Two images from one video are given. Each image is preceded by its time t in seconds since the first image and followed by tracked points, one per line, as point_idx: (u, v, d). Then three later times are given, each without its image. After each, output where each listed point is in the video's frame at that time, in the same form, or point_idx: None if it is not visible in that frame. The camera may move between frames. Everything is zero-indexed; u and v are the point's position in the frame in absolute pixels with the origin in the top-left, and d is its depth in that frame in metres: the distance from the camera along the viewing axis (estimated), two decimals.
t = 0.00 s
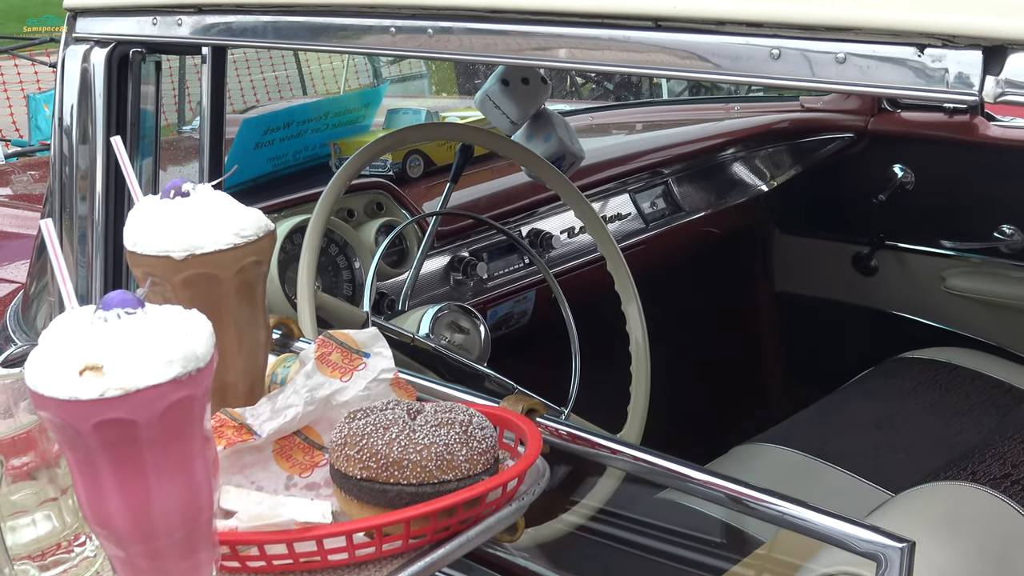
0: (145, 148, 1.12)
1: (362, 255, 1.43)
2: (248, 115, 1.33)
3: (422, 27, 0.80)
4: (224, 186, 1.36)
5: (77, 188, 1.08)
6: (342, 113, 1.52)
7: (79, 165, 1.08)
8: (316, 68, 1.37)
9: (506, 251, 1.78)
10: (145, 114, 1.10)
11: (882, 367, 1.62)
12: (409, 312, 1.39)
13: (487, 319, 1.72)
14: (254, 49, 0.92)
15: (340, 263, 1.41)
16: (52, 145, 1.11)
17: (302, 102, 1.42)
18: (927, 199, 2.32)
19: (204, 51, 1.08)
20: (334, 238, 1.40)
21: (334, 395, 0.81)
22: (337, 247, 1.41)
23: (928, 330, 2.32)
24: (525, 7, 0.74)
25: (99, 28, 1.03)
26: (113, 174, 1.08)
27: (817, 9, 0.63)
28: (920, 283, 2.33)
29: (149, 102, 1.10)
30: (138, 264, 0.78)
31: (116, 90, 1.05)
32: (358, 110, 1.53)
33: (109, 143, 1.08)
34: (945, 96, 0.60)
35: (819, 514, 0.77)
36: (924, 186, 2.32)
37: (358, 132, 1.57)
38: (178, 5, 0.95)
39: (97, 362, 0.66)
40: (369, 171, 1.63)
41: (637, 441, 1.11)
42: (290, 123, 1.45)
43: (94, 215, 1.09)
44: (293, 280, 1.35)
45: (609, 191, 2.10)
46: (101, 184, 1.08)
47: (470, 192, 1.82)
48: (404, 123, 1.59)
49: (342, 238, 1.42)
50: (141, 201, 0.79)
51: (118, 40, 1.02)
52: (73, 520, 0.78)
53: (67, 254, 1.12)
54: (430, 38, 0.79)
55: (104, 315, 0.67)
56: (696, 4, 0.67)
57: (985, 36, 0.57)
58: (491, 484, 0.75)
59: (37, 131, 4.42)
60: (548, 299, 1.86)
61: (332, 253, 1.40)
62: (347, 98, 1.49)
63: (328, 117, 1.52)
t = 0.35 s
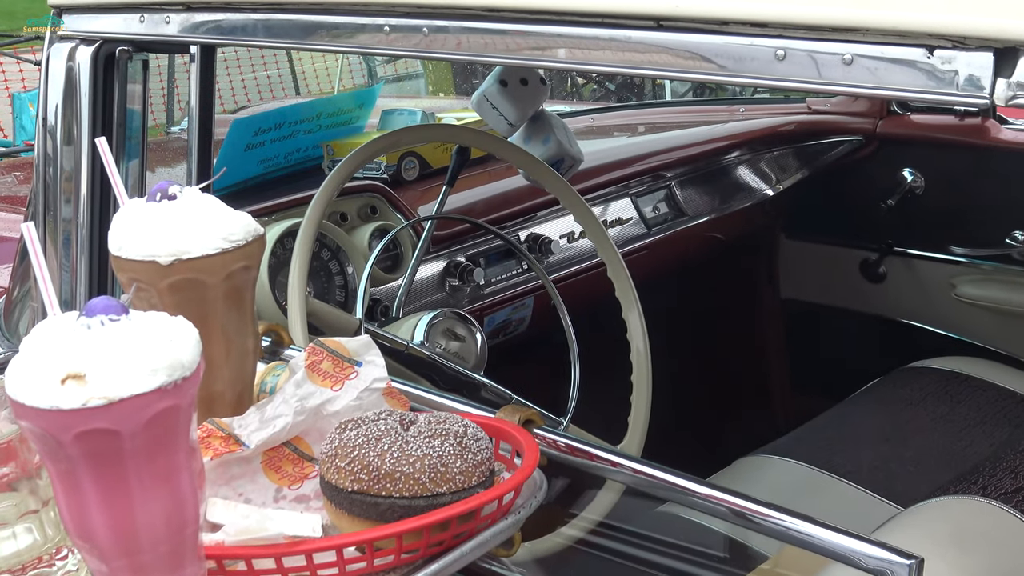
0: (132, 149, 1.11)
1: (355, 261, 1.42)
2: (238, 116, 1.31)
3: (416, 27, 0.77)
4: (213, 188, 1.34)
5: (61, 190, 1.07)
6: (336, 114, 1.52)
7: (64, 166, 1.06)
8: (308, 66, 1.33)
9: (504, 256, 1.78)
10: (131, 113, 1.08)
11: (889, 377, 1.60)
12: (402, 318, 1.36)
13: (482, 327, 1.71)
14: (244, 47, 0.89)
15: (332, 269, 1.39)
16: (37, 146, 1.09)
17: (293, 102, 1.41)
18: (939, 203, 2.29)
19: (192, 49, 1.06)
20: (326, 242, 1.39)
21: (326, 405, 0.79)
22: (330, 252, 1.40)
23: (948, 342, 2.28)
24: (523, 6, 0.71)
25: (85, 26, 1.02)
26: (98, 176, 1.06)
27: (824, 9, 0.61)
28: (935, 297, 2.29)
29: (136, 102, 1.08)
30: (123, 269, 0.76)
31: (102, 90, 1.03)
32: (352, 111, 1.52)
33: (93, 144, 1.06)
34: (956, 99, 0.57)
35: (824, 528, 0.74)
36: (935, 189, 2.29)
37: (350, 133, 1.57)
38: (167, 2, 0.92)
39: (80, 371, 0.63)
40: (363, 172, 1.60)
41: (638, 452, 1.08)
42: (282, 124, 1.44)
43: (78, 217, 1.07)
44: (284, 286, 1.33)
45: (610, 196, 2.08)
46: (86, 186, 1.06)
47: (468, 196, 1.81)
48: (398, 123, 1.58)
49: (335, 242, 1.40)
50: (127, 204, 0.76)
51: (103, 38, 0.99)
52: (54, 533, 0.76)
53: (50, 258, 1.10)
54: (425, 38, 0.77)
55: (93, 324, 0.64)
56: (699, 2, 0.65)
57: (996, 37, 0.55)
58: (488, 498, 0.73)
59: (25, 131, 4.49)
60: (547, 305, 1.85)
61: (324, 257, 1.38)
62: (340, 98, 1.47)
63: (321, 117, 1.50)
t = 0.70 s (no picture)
0: (122, 147, 1.08)
1: (351, 262, 1.39)
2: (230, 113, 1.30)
3: (415, 21, 0.75)
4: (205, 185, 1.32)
5: (49, 188, 1.05)
6: (331, 111, 1.47)
7: (53, 164, 1.04)
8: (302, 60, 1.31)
9: (506, 256, 1.75)
10: (122, 109, 1.06)
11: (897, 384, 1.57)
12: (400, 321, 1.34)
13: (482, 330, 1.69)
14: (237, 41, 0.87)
15: (327, 270, 1.37)
16: (24, 143, 1.06)
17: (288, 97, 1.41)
18: (952, 204, 2.27)
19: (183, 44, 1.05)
20: (322, 243, 1.36)
21: (322, 412, 0.77)
22: (325, 253, 1.37)
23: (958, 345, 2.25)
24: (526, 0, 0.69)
25: (75, 18, 0.99)
26: (88, 173, 1.04)
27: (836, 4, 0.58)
28: (944, 302, 2.26)
29: (126, 98, 1.07)
30: (113, 270, 0.73)
31: (91, 85, 1.01)
32: (349, 108, 1.50)
33: (83, 142, 1.03)
34: (971, 98, 0.55)
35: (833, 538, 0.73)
36: (948, 190, 2.27)
37: (348, 130, 1.53)
38: None
39: (68, 376, 0.61)
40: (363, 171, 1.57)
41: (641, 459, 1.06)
42: (276, 121, 1.40)
43: (67, 216, 1.05)
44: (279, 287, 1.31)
45: (613, 195, 2.06)
46: (74, 184, 1.04)
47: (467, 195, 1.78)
48: (396, 121, 1.59)
49: (330, 242, 1.38)
50: (117, 203, 0.74)
51: (94, 32, 0.98)
52: (42, 542, 0.74)
53: (37, 257, 1.08)
54: (424, 33, 0.75)
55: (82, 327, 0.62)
56: None
57: (1012, 33, 0.53)
58: (489, 506, 0.70)
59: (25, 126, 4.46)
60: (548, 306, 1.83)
61: (319, 258, 1.36)
62: (338, 94, 1.48)
63: (316, 115, 1.46)
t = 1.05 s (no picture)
0: (112, 145, 1.08)
1: (346, 263, 1.38)
2: (222, 109, 1.29)
3: (413, 17, 0.73)
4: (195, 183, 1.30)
5: (37, 187, 1.03)
6: (326, 108, 1.46)
7: (39, 162, 1.02)
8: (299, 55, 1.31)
9: (506, 258, 1.74)
10: (111, 106, 1.05)
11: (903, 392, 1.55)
12: (396, 324, 1.33)
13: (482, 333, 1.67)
14: (230, 36, 0.85)
15: (322, 271, 1.36)
16: (11, 140, 1.04)
17: (281, 95, 1.38)
18: (962, 205, 2.26)
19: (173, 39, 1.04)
20: (316, 244, 1.35)
21: (316, 417, 0.75)
22: (320, 253, 1.36)
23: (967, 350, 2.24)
24: None
25: (64, 12, 0.98)
26: (76, 172, 1.03)
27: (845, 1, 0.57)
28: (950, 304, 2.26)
29: (116, 94, 1.06)
30: (102, 272, 0.72)
31: (80, 80, 1.00)
32: (344, 105, 1.48)
33: (71, 140, 1.02)
34: (984, 98, 0.53)
35: (837, 550, 0.72)
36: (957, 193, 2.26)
37: (343, 128, 1.51)
38: None
39: (56, 381, 0.59)
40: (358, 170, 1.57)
41: (643, 466, 1.04)
42: (270, 118, 1.39)
43: (55, 216, 1.04)
44: (271, 290, 1.28)
45: (615, 196, 2.04)
46: (62, 182, 1.02)
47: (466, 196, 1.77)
48: (392, 118, 1.54)
49: (325, 243, 1.36)
50: (108, 203, 0.72)
51: (81, 27, 0.96)
52: (28, 551, 0.73)
53: (24, 258, 1.06)
54: (422, 30, 0.73)
55: (69, 331, 0.59)
56: None
57: None
58: (489, 515, 0.68)
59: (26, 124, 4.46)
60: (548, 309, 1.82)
61: (313, 259, 1.34)
62: (331, 91, 1.44)
63: (311, 112, 1.44)
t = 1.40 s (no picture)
0: (105, 142, 1.05)
1: (343, 264, 1.36)
2: (216, 106, 1.28)
3: (413, 12, 0.71)
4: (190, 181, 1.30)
5: (27, 185, 1.02)
6: (323, 105, 1.46)
7: (30, 160, 1.01)
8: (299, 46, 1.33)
9: (507, 259, 1.72)
10: (103, 103, 1.03)
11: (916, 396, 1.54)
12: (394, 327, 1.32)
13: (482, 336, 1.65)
14: (225, 31, 0.84)
15: (318, 272, 1.34)
16: None
17: (276, 91, 1.38)
18: (976, 206, 2.25)
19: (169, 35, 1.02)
20: (313, 244, 1.33)
21: (313, 421, 0.73)
22: (316, 254, 1.34)
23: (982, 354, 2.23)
24: None
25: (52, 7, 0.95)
26: (67, 170, 1.02)
27: None
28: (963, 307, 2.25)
29: (108, 91, 1.03)
30: (95, 272, 0.70)
31: (71, 76, 0.98)
32: (340, 102, 1.48)
33: (63, 136, 1.01)
34: (998, 96, 0.52)
35: (847, 559, 0.70)
36: (971, 197, 2.25)
37: (339, 126, 1.52)
38: None
39: (49, 384, 0.56)
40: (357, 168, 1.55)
41: (649, 472, 1.02)
42: (265, 115, 1.40)
43: (46, 215, 1.02)
44: (267, 290, 1.28)
45: (619, 195, 2.02)
46: (53, 181, 1.01)
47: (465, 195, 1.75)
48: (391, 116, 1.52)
49: (321, 243, 1.34)
50: (100, 202, 0.71)
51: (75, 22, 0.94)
52: (19, 558, 0.72)
53: (14, 256, 1.04)
54: (421, 25, 0.71)
55: (65, 333, 0.57)
56: None
57: None
58: (491, 521, 0.67)
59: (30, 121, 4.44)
60: (550, 312, 1.80)
61: (310, 260, 1.33)
62: (329, 87, 1.44)
63: (307, 109, 1.45)
